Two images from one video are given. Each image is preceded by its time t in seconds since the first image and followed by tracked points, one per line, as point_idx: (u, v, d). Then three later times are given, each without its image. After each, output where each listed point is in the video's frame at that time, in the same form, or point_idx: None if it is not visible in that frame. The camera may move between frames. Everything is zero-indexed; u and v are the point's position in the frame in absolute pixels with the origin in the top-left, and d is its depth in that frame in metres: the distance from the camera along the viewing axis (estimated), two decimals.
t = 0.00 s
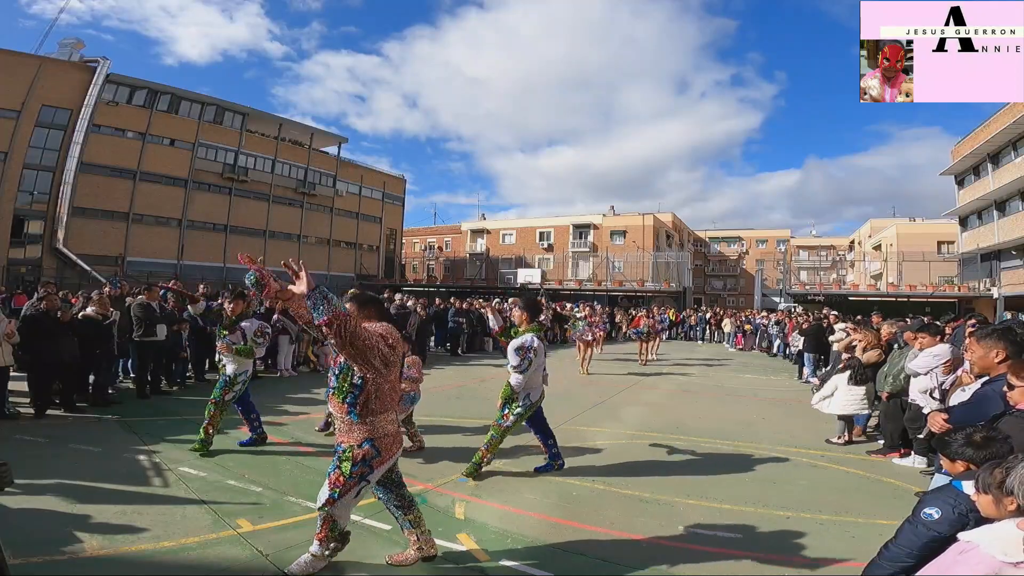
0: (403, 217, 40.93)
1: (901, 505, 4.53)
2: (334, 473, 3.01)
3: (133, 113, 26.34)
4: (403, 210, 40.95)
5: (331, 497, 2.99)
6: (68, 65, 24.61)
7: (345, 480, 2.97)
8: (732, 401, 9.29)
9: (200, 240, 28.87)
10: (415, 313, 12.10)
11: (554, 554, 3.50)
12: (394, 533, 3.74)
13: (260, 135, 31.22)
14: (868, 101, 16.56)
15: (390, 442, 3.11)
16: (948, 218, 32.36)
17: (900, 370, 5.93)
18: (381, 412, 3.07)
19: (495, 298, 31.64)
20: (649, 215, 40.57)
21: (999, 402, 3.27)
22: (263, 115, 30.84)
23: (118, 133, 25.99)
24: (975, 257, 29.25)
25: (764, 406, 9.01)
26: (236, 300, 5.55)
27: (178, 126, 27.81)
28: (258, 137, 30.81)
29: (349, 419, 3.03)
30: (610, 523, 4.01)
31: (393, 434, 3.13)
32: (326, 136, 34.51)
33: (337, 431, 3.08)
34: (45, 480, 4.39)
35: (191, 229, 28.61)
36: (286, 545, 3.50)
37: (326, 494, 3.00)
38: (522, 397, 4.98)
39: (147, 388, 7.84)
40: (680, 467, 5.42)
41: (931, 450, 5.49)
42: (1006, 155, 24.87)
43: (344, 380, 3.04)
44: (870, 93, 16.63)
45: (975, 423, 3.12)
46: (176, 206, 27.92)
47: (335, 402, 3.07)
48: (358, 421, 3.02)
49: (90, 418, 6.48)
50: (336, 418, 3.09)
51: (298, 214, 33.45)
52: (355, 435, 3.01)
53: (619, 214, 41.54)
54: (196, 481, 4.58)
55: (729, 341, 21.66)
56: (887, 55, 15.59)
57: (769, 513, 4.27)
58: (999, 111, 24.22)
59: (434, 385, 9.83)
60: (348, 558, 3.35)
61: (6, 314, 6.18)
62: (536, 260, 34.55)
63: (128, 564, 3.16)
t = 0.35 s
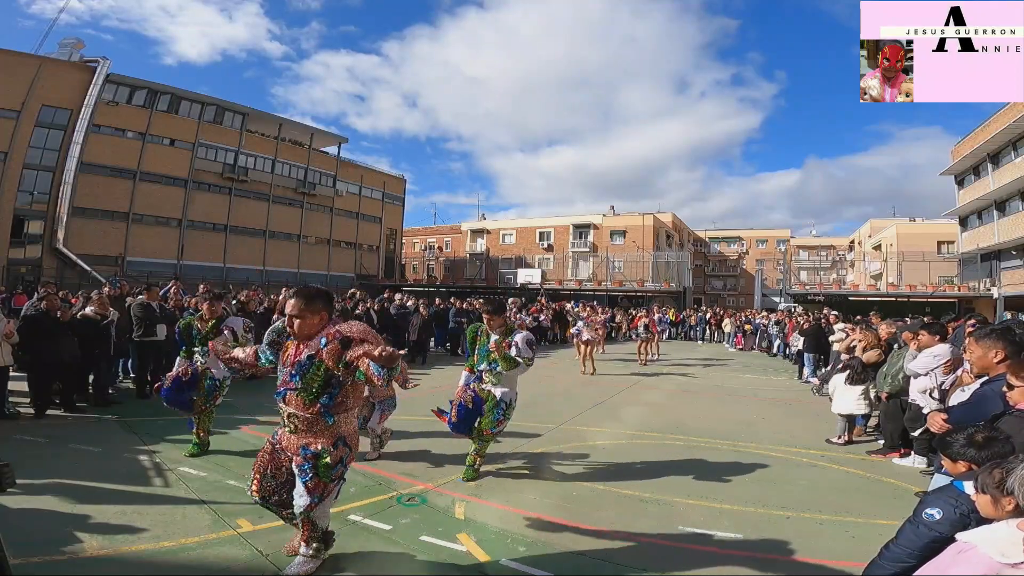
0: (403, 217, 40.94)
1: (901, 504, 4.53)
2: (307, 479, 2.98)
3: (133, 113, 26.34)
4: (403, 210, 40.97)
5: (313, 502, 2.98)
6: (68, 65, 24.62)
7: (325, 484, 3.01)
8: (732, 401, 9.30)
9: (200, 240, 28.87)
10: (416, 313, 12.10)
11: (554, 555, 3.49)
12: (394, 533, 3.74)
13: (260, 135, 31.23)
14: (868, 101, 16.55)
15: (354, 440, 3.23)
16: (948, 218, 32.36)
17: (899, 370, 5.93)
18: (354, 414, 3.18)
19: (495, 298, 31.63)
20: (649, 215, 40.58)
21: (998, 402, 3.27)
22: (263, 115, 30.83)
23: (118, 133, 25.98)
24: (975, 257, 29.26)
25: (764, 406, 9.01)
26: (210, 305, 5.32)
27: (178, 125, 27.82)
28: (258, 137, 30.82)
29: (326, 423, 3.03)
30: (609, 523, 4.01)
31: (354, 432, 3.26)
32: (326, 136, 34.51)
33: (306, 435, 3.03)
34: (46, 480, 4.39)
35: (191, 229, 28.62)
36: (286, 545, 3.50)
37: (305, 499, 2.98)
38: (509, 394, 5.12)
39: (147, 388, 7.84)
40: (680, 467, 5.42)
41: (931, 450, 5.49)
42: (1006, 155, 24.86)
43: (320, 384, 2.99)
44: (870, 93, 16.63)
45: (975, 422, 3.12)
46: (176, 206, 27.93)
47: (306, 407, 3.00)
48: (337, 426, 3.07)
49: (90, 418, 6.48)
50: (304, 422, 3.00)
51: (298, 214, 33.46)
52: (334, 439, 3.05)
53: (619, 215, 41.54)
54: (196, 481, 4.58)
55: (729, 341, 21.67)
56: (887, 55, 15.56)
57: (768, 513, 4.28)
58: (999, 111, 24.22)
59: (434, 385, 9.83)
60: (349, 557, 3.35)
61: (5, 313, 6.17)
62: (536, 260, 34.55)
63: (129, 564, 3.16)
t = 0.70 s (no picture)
0: (403, 217, 40.96)
1: (902, 505, 4.52)
2: (299, 486, 2.76)
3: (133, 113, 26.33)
4: (403, 210, 40.98)
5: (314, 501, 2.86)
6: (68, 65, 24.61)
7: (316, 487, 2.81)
8: (732, 401, 9.30)
9: (200, 240, 28.87)
10: (417, 313, 12.09)
11: (554, 554, 3.50)
12: (394, 533, 3.74)
13: (260, 135, 31.23)
14: (868, 101, 16.56)
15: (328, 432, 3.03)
16: (948, 218, 32.37)
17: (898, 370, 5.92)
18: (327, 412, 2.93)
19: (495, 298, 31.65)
20: (649, 215, 40.60)
21: (997, 402, 3.26)
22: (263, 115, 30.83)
23: (118, 133, 25.97)
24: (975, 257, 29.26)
25: (764, 406, 9.01)
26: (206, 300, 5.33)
27: (178, 126, 27.82)
28: (258, 137, 30.81)
29: (308, 426, 2.75)
30: (609, 523, 4.01)
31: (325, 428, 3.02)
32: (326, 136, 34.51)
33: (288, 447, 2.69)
34: (46, 480, 4.39)
35: (192, 229, 28.61)
36: (286, 545, 3.49)
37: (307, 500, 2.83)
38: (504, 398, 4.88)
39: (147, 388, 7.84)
40: (681, 467, 5.42)
41: (931, 450, 5.49)
42: (1007, 155, 24.86)
43: (295, 388, 2.66)
44: (870, 93, 16.64)
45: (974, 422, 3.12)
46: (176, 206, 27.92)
47: (285, 415, 2.68)
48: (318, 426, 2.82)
49: (90, 418, 6.47)
50: (285, 431, 2.68)
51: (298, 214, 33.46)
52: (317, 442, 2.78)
53: (619, 215, 41.55)
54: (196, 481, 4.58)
55: (729, 341, 21.67)
56: (887, 55, 15.54)
57: (769, 513, 4.28)
58: (999, 111, 24.22)
59: (433, 385, 9.83)
60: (348, 557, 3.35)
61: (5, 314, 6.16)
62: (537, 260, 34.54)
63: (128, 564, 3.16)
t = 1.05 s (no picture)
0: (403, 217, 40.97)
1: (902, 505, 4.52)
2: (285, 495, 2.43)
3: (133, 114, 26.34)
4: (403, 210, 40.99)
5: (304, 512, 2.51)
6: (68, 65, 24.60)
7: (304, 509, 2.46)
8: (732, 401, 9.30)
9: (200, 240, 28.87)
10: (417, 313, 12.10)
11: (554, 554, 3.51)
12: (394, 533, 3.74)
13: (260, 135, 31.23)
14: (868, 101, 16.56)
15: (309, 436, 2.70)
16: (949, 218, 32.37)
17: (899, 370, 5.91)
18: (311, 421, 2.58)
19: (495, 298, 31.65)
20: (649, 215, 40.60)
21: (996, 401, 3.27)
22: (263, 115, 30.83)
23: (118, 133, 25.98)
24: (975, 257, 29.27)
25: (764, 406, 9.00)
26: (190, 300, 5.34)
27: (178, 126, 27.82)
28: (258, 137, 30.83)
29: (283, 431, 2.41)
30: (609, 523, 4.02)
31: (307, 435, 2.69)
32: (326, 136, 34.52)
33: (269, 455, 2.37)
34: (46, 480, 4.39)
35: (192, 229, 28.62)
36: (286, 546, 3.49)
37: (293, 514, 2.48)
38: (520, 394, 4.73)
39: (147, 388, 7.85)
40: (681, 467, 5.42)
41: (931, 450, 5.49)
42: (1007, 155, 24.87)
43: (271, 393, 2.33)
44: (870, 93, 16.64)
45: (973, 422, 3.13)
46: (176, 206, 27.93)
47: (263, 422, 2.35)
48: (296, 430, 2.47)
49: (89, 419, 6.47)
50: (260, 440, 2.33)
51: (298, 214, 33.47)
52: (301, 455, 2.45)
53: (619, 215, 41.56)
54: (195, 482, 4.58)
55: (729, 341, 21.69)
56: (887, 55, 15.53)
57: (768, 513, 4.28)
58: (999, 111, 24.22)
59: (434, 384, 9.82)
60: (349, 558, 3.35)
61: (5, 314, 6.15)
62: (537, 260, 34.56)
63: (127, 564, 3.16)
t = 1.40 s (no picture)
0: (403, 217, 40.99)
1: (902, 505, 4.52)
2: (266, 516, 2.25)
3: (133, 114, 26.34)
4: (403, 210, 41.01)
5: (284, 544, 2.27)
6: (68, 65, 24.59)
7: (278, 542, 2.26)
8: (732, 401, 9.31)
9: (200, 240, 28.88)
10: (417, 313, 12.08)
11: (553, 554, 3.51)
12: (394, 533, 3.74)
13: (260, 135, 31.24)
14: (868, 101, 16.55)
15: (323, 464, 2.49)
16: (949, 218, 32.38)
17: (898, 370, 5.91)
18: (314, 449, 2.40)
19: (495, 298, 31.67)
20: (649, 215, 40.61)
21: (996, 402, 3.28)
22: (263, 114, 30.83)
23: (118, 133, 25.98)
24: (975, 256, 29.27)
25: (764, 406, 9.00)
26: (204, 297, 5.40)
27: (179, 126, 27.82)
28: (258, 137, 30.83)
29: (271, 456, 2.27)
30: (608, 523, 4.01)
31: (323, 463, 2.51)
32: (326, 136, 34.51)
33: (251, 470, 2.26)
34: (46, 480, 4.39)
35: (192, 229, 28.63)
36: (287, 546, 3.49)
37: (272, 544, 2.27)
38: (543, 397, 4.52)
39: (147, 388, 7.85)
40: (680, 467, 5.42)
41: (931, 450, 5.49)
42: (1006, 155, 24.87)
43: (260, 412, 2.23)
44: (870, 93, 16.64)
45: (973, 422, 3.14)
46: (176, 206, 27.93)
47: (252, 438, 2.25)
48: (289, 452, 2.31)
49: (89, 419, 6.47)
50: (247, 454, 2.24)
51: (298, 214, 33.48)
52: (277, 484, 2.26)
53: (619, 215, 41.58)
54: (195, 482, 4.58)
55: (729, 341, 21.71)
56: (887, 55, 15.52)
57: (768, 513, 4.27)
58: (999, 111, 24.23)
59: (433, 384, 9.84)
60: (350, 557, 3.35)
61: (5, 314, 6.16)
62: (537, 260, 34.58)
63: (127, 564, 3.16)
